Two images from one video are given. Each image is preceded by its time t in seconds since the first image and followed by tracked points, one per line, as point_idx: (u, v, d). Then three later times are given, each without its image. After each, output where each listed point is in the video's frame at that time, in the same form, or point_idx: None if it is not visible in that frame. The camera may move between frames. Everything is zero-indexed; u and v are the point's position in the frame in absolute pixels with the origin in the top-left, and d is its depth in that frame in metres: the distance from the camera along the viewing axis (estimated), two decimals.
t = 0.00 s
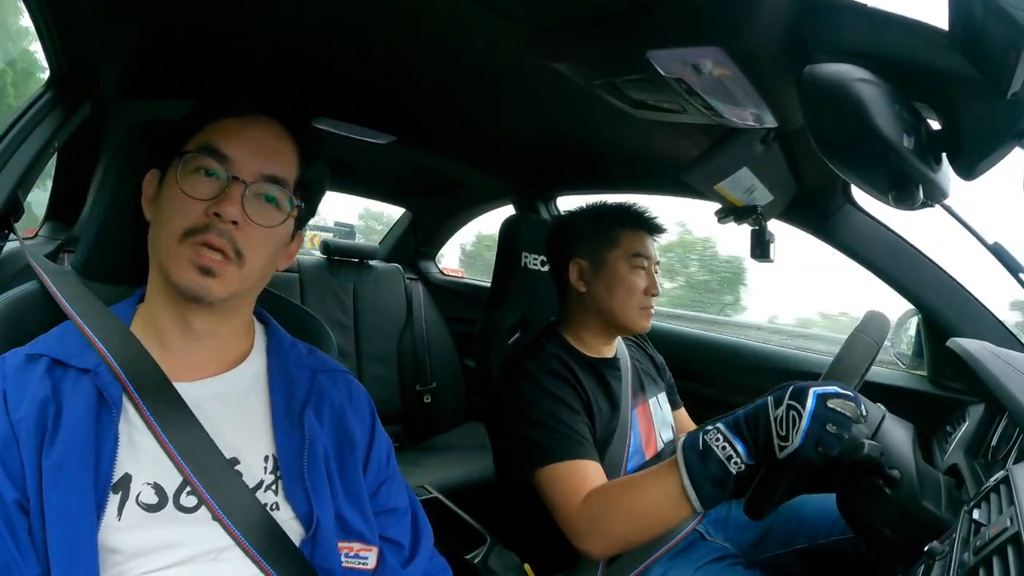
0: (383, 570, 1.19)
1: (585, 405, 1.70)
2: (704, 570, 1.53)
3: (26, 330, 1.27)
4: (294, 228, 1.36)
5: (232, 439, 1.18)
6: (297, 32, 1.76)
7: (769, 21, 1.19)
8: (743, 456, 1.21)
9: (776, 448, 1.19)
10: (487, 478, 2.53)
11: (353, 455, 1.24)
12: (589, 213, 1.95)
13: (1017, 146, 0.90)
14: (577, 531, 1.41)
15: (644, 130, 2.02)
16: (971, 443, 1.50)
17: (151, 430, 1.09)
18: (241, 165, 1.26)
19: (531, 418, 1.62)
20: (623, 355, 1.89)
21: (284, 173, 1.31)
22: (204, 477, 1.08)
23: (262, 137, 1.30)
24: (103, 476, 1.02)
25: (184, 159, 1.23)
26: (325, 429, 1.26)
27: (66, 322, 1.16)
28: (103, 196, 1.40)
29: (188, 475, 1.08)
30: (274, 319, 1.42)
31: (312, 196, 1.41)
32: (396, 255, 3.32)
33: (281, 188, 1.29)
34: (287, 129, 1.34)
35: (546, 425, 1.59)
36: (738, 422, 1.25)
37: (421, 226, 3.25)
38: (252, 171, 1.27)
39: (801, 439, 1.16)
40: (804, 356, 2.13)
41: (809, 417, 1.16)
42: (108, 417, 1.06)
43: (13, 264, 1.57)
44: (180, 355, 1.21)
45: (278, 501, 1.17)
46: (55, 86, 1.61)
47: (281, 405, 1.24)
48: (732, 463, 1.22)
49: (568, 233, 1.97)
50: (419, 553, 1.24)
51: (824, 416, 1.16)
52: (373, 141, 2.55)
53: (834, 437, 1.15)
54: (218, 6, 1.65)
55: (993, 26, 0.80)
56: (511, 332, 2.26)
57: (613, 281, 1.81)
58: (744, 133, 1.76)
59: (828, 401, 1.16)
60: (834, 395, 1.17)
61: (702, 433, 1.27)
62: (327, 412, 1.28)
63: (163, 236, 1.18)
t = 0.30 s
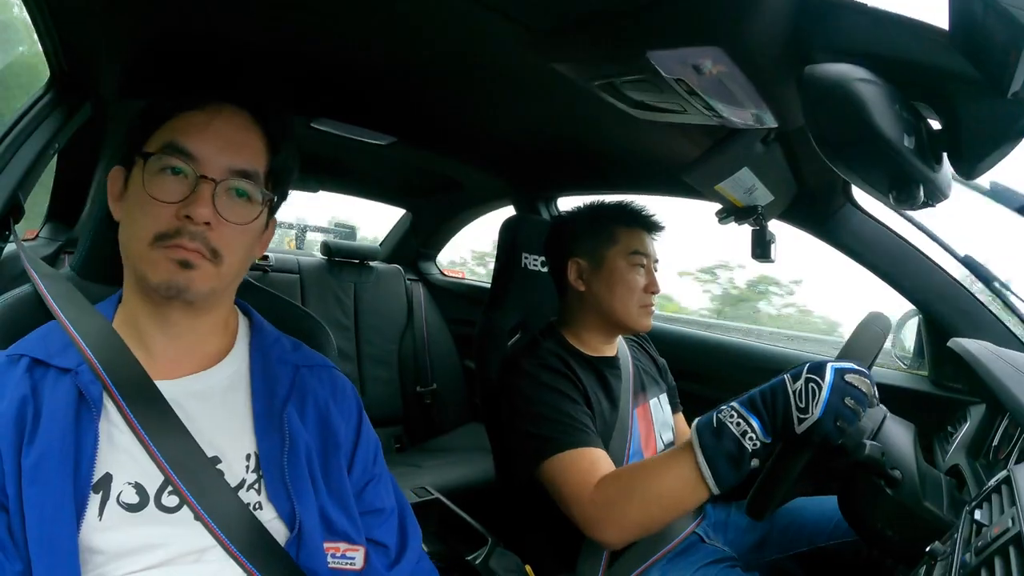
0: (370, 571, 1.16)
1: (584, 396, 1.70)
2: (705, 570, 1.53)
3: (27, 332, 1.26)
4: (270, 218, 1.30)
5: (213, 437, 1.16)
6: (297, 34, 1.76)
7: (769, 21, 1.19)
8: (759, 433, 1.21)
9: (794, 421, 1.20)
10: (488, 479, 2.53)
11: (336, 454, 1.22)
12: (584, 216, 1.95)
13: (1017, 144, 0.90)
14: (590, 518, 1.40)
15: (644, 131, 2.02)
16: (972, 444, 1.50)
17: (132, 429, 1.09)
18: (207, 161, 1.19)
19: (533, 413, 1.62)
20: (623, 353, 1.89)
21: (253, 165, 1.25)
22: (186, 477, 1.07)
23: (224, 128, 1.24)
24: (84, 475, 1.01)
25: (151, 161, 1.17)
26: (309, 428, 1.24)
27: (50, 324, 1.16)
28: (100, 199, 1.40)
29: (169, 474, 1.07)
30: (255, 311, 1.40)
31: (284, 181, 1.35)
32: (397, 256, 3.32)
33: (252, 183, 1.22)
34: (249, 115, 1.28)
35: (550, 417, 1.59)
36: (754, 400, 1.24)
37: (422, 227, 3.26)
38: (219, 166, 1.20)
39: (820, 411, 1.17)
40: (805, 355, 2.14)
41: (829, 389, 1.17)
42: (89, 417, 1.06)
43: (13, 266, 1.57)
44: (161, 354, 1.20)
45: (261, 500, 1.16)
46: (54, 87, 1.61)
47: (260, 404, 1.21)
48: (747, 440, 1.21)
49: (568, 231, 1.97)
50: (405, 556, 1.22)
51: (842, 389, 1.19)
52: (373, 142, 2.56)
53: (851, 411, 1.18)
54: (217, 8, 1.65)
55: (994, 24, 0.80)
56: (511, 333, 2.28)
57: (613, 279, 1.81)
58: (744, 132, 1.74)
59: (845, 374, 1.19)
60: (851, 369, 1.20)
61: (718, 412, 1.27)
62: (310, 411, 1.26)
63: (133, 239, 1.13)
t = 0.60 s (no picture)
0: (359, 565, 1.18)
1: (584, 397, 1.70)
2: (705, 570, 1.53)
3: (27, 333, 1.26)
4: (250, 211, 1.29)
5: (198, 433, 1.16)
6: (297, 33, 1.76)
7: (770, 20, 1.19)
8: (756, 438, 1.22)
9: (791, 428, 1.20)
10: (490, 478, 2.54)
11: (324, 448, 1.22)
12: (579, 211, 1.96)
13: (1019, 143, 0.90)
14: (587, 521, 1.40)
15: (645, 131, 2.02)
16: (973, 442, 1.50)
17: (116, 427, 1.08)
18: (180, 158, 1.19)
19: (532, 414, 1.62)
20: (623, 349, 1.89)
21: (227, 159, 1.24)
22: (171, 475, 1.07)
23: (194, 122, 1.23)
24: (67, 475, 1.01)
25: (124, 160, 1.17)
26: (297, 422, 1.24)
27: (38, 325, 1.16)
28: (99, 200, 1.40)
29: (153, 472, 1.07)
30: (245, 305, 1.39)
31: (260, 174, 1.35)
32: (398, 256, 3.32)
33: (228, 176, 1.22)
34: (223, 110, 1.27)
35: (548, 418, 1.59)
36: (751, 406, 1.25)
37: (423, 226, 3.26)
38: (192, 161, 1.20)
39: (818, 417, 1.17)
40: (809, 356, 2.12)
41: (825, 394, 1.17)
42: (73, 417, 1.06)
43: (14, 266, 1.57)
44: (147, 351, 1.20)
45: (246, 496, 1.16)
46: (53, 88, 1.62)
47: (245, 399, 1.21)
48: (744, 445, 1.22)
49: (563, 229, 1.98)
50: (393, 550, 1.22)
51: (839, 396, 1.17)
52: (374, 142, 2.56)
53: (850, 416, 1.16)
54: (217, 8, 1.65)
55: (995, 25, 0.80)
56: (511, 333, 2.27)
57: (604, 276, 1.82)
58: (745, 133, 1.76)
59: (842, 379, 1.18)
60: (848, 375, 1.18)
61: (715, 416, 1.28)
62: (297, 401, 1.25)
63: (112, 238, 1.13)
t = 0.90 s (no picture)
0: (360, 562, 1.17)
1: (584, 398, 1.70)
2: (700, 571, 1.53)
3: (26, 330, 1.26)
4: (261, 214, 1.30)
5: (201, 429, 1.16)
6: (297, 32, 1.75)
7: (770, 18, 1.19)
8: (752, 442, 1.23)
9: (788, 430, 1.20)
10: (488, 476, 2.54)
11: (327, 445, 1.23)
12: (583, 211, 1.97)
13: (1017, 144, 0.90)
14: (586, 523, 1.41)
15: (644, 130, 2.02)
16: (971, 442, 1.50)
17: (119, 422, 1.08)
18: (200, 160, 1.19)
19: (531, 414, 1.63)
20: (623, 349, 1.88)
21: (243, 163, 1.23)
22: (174, 470, 1.07)
23: (216, 126, 1.22)
24: (71, 470, 1.01)
25: (143, 160, 1.16)
26: (301, 419, 1.24)
27: (41, 321, 1.16)
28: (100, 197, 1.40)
29: (156, 468, 1.06)
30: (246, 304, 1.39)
31: (272, 178, 1.33)
32: (397, 255, 3.33)
33: (244, 180, 1.22)
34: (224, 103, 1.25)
35: (548, 418, 1.59)
36: (748, 409, 1.26)
37: (422, 225, 3.26)
38: (211, 164, 1.20)
39: (813, 420, 1.17)
40: (809, 357, 2.12)
41: (822, 398, 1.17)
42: (77, 412, 1.06)
43: (13, 263, 1.57)
44: (151, 348, 1.20)
45: (249, 492, 1.16)
46: (54, 85, 1.62)
47: (250, 395, 1.21)
48: (741, 448, 1.23)
49: (567, 230, 1.99)
50: (394, 548, 1.22)
51: (836, 398, 1.17)
52: (373, 141, 2.56)
53: (846, 420, 1.15)
54: (218, 7, 1.65)
55: (995, 25, 0.80)
56: (511, 332, 2.27)
57: (607, 274, 1.82)
58: (744, 133, 1.77)
59: (839, 382, 1.17)
60: (845, 377, 1.18)
61: (712, 419, 1.29)
62: (300, 400, 1.26)
63: (126, 237, 1.13)
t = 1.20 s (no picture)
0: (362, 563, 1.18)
1: (585, 398, 1.70)
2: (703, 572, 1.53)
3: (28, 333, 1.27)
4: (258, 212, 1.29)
5: (201, 431, 1.16)
6: (298, 33, 1.76)
7: (771, 17, 1.19)
8: (755, 442, 1.22)
9: (791, 431, 1.20)
10: (491, 476, 2.54)
11: (328, 447, 1.23)
12: (594, 210, 1.97)
13: (1019, 143, 0.89)
14: (592, 523, 1.40)
15: (646, 130, 2.02)
16: (975, 440, 1.50)
17: (119, 424, 1.08)
18: (195, 159, 1.19)
19: (533, 415, 1.62)
20: (625, 349, 1.88)
21: (239, 162, 1.23)
22: (174, 472, 1.07)
23: (209, 126, 1.23)
24: (71, 473, 1.02)
25: (137, 162, 1.16)
26: (302, 420, 1.24)
27: (42, 324, 1.16)
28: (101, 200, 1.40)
29: (156, 470, 1.06)
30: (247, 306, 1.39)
31: (269, 177, 1.33)
32: (399, 255, 3.33)
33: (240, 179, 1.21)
34: (226, 111, 1.26)
35: (551, 419, 1.59)
36: (751, 408, 1.26)
37: (424, 226, 3.26)
38: (206, 163, 1.20)
39: (817, 420, 1.17)
40: (811, 356, 2.11)
41: (825, 398, 1.17)
42: (77, 415, 1.06)
43: (14, 267, 1.57)
44: (150, 349, 1.20)
45: (250, 494, 1.16)
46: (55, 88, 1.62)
47: (250, 397, 1.21)
48: (744, 449, 1.23)
49: (571, 231, 1.99)
50: (397, 549, 1.22)
51: (839, 397, 1.17)
52: (374, 142, 2.56)
53: (850, 419, 1.16)
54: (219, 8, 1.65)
55: (997, 23, 0.80)
56: (512, 333, 2.26)
57: (613, 272, 1.82)
58: (745, 132, 1.77)
59: (842, 381, 1.17)
60: (849, 376, 1.18)
61: (715, 419, 1.28)
62: (301, 401, 1.26)
63: (124, 239, 1.13)
